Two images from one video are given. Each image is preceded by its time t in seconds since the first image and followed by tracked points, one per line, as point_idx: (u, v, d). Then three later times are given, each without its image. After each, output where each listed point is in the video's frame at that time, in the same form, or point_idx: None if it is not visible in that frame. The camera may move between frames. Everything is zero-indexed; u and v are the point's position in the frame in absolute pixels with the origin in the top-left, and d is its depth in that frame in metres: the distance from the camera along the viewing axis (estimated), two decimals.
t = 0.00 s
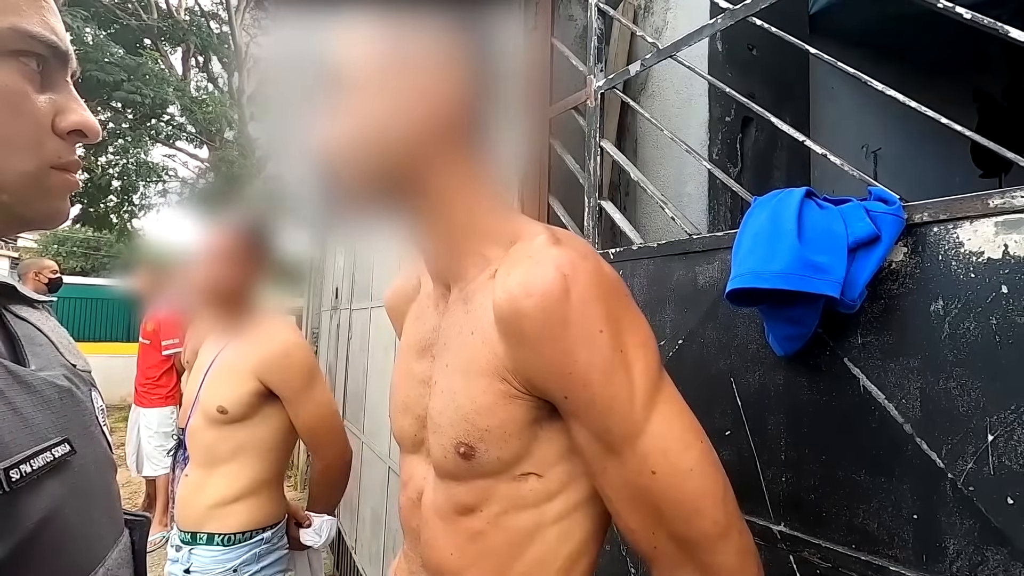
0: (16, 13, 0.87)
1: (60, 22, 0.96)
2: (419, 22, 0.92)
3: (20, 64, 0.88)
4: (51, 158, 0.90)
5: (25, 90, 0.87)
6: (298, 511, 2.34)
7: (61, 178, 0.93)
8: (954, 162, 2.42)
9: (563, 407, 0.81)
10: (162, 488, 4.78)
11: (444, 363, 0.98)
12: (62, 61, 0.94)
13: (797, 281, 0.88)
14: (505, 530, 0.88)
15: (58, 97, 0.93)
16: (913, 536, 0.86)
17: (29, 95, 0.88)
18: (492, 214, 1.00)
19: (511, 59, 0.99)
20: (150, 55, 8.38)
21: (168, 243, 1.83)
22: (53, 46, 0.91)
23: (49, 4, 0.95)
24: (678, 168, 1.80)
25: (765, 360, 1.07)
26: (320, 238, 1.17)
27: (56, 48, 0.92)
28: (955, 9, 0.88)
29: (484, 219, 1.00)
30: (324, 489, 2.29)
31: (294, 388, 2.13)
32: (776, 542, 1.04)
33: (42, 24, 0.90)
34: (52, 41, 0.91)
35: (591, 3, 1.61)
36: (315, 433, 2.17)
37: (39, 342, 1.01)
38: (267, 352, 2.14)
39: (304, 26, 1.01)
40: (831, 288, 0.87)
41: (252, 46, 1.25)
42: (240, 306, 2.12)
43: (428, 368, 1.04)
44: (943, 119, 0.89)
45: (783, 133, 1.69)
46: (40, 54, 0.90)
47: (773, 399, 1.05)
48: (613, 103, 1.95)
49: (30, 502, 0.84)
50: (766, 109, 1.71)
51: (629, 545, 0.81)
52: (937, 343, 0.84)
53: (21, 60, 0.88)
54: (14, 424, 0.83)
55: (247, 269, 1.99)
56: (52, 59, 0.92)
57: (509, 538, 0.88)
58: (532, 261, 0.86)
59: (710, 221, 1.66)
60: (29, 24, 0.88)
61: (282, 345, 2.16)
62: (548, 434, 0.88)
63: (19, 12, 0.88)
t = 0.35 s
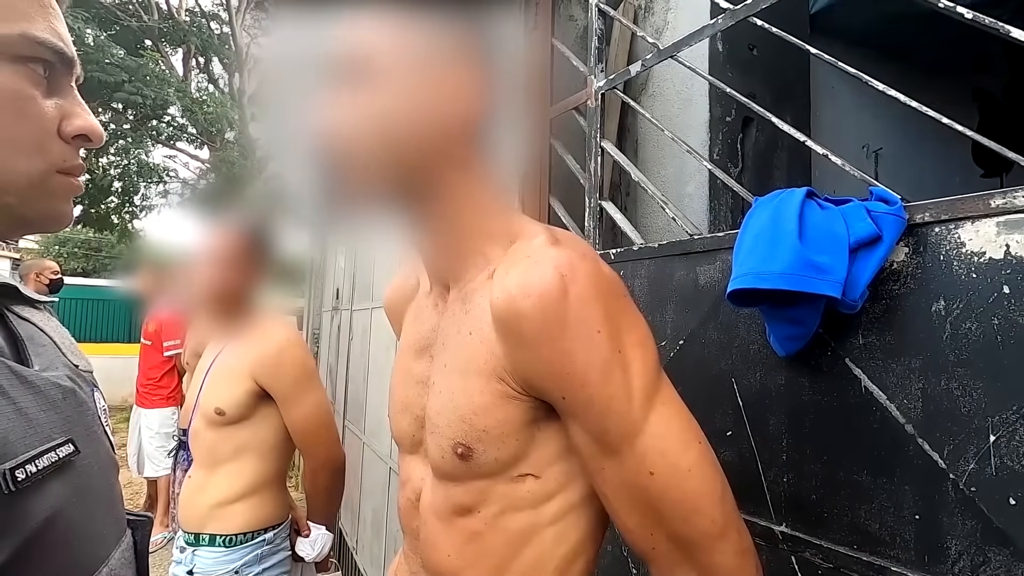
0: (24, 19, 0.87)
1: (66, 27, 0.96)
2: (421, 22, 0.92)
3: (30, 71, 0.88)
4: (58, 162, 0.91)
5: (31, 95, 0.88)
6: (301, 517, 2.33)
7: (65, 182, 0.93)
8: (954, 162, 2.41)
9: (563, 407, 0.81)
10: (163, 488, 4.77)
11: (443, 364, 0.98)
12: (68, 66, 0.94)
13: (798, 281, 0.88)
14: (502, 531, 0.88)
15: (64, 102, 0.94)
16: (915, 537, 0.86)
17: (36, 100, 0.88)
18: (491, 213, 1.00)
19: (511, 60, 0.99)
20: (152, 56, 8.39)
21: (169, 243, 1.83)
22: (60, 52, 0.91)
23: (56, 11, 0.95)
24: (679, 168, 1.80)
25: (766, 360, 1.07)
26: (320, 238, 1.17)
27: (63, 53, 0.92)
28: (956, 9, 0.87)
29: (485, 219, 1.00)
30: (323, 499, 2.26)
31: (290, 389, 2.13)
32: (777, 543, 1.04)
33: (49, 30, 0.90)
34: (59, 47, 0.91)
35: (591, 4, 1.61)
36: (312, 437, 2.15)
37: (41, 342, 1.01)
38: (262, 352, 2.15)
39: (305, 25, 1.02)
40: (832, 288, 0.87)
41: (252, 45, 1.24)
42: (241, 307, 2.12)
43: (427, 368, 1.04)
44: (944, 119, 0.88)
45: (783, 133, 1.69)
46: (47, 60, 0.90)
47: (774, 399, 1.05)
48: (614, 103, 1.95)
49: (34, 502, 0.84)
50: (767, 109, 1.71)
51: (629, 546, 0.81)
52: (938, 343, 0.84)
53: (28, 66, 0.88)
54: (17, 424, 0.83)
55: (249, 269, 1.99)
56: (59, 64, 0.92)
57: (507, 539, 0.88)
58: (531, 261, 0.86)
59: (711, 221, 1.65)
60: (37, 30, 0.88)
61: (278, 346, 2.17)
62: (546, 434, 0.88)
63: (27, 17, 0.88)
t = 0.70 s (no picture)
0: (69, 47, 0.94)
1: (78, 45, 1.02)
2: (425, 23, 0.92)
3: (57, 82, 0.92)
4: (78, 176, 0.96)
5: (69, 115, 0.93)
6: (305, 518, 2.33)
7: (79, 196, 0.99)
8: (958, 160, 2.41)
9: (567, 406, 0.81)
10: (167, 487, 4.79)
11: (449, 362, 0.97)
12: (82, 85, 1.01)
13: (803, 280, 0.88)
14: (509, 530, 0.88)
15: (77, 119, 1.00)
16: (920, 537, 0.85)
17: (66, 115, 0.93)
18: (497, 213, 1.00)
19: (514, 60, 0.99)
20: (155, 56, 8.42)
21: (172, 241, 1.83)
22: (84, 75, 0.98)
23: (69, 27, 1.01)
24: (682, 167, 1.79)
25: (771, 359, 1.06)
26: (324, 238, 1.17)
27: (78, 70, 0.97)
28: (963, 6, 0.86)
29: (489, 219, 1.00)
30: (326, 498, 2.27)
31: (294, 389, 2.13)
32: (781, 542, 1.04)
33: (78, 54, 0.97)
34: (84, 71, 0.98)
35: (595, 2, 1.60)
36: (316, 436, 2.16)
37: (43, 341, 1.01)
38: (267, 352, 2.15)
39: (310, 25, 1.01)
40: (838, 287, 0.86)
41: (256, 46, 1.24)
42: (246, 306, 2.13)
43: (433, 367, 1.04)
44: (950, 117, 0.87)
45: (787, 132, 1.68)
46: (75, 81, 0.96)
47: (778, 399, 1.05)
48: (617, 102, 1.95)
49: (44, 502, 0.84)
50: (772, 107, 1.70)
51: (634, 545, 0.81)
52: (944, 342, 0.83)
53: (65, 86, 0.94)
54: (25, 424, 0.83)
55: (254, 269, 1.99)
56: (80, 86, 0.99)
57: (514, 538, 0.87)
58: (536, 260, 0.86)
59: (714, 220, 1.65)
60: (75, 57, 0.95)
61: (283, 347, 2.16)
62: (552, 433, 0.87)
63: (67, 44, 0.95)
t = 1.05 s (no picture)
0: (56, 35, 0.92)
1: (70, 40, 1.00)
2: (422, 23, 0.92)
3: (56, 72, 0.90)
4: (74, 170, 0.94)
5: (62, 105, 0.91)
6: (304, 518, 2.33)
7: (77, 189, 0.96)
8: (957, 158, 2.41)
9: (563, 404, 0.81)
10: (167, 485, 4.79)
11: (445, 362, 0.98)
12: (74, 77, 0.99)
13: (800, 278, 0.88)
14: (507, 528, 0.88)
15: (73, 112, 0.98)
16: (917, 535, 0.85)
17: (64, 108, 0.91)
18: (492, 212, 0.99)
19: (512, 60, 0.99)
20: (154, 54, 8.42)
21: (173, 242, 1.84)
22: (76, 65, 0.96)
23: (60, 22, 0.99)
24: (681, 165, 1.79)
25: (768, 358, 1.06)
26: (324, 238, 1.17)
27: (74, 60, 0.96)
28: (960, 4, 0.87)
29: (486, 219, 1.00)
30: (326, 498, 2.27)
31: (294, 389, 2.13)
32: (779, 541, 1.04)
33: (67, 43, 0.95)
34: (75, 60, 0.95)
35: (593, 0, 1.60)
36: (315, 435, 2.16)
37: (36, 342, 1.01)
38: (267, 351, 2.15)
39: (310, 23, 1.02)
40: (835, 286, 0.86)
41: (258, 47, 1.25)
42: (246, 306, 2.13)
43: (429, 367, 1.04)
44: (947, 116, 0.88)
45: (786, 130, 1.68)
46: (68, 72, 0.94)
47: (776, 398, 1.05)
48: (616, 100, 1.94)
49: (42, 504, 0.84)
50: (770, 106, 1.69)
51: (630, 542, 0.81)
52: (941, 341, 0.84)
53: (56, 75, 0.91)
54: (22, 425, 0.83)
55: (253, 268, 1.99)
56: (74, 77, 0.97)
57: (510, 536, 0.87)
58: (532, 258, 0.86)
59: (713, 219, 1.65)
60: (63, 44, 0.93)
61: (283, 347, 2.16)
62: (548, 432, 0.87)
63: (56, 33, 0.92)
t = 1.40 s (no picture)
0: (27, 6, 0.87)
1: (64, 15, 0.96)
2: (426, 22, 0.93)
3: (32, 56, 0.88)
4: (67, 154, 0.91)
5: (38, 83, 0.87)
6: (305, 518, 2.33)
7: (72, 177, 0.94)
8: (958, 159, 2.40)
9: (563, 403, 0.81)
10: (167, 485, 4.79)
11: (446, 361, 0.98)
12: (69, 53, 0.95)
13: (799, 279, 0.88)
14: (507, 527, 0.88)
15: (69, 92, 0.94)
16: (915, 536, 0.86)
17: (45, 88, 0.88)
18: (492, 213, 0.99)
19: (513, 61, 0.99)
20: (156, 54, 8.42)
21: (174, 241, 1.86)
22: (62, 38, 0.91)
23: None
24: (681, 166, 1.79)
25: (767, 359, 1.07)
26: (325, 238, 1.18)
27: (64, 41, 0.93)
28: (959, 5, 0.87)
29: (487, 219, 1.00)
30: (328, 499, 2.27)
31: (295, 390, 2.13)
32: (778, 541, 1.04)
33: (51, 17, 0.91)
34: (61, 33, 0.91)
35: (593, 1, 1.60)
36: (315, 435, 2.16)
37: (35, 342, 1.01)
38: (268, 352, 2.15)
39: (313, 24, 1.02)
40: (834, 286, 0.87)
41: (261, 48, 1.25)
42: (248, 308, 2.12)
43: (428, 367, 1.04)
44: (946, 116, 0.88)
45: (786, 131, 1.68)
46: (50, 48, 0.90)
47: (775, 398, 1.05)
48: (616, 101, 1.95)
49: (37, 506, 0.84)
50: (770, 107, 1.70)
51: (630, 541, 0.81)
52: (940, 342, 0.84)
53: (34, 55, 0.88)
54: (17, 426, 0.84)
55: (254, 268, 2.00)
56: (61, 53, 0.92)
57: (510, 535, 0.88)
58: (532, 257, 0.86)
59: (713, 220, 1.65)
60: (39, 16, 0.88)
61: (284, 347, 2.17)
62: (548, 430, 0.87)
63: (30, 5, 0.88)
